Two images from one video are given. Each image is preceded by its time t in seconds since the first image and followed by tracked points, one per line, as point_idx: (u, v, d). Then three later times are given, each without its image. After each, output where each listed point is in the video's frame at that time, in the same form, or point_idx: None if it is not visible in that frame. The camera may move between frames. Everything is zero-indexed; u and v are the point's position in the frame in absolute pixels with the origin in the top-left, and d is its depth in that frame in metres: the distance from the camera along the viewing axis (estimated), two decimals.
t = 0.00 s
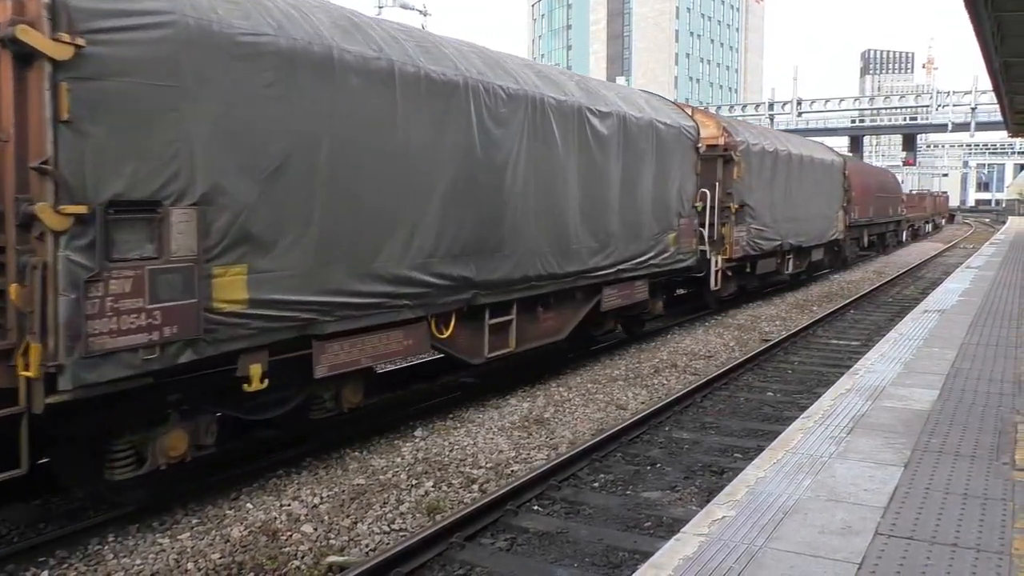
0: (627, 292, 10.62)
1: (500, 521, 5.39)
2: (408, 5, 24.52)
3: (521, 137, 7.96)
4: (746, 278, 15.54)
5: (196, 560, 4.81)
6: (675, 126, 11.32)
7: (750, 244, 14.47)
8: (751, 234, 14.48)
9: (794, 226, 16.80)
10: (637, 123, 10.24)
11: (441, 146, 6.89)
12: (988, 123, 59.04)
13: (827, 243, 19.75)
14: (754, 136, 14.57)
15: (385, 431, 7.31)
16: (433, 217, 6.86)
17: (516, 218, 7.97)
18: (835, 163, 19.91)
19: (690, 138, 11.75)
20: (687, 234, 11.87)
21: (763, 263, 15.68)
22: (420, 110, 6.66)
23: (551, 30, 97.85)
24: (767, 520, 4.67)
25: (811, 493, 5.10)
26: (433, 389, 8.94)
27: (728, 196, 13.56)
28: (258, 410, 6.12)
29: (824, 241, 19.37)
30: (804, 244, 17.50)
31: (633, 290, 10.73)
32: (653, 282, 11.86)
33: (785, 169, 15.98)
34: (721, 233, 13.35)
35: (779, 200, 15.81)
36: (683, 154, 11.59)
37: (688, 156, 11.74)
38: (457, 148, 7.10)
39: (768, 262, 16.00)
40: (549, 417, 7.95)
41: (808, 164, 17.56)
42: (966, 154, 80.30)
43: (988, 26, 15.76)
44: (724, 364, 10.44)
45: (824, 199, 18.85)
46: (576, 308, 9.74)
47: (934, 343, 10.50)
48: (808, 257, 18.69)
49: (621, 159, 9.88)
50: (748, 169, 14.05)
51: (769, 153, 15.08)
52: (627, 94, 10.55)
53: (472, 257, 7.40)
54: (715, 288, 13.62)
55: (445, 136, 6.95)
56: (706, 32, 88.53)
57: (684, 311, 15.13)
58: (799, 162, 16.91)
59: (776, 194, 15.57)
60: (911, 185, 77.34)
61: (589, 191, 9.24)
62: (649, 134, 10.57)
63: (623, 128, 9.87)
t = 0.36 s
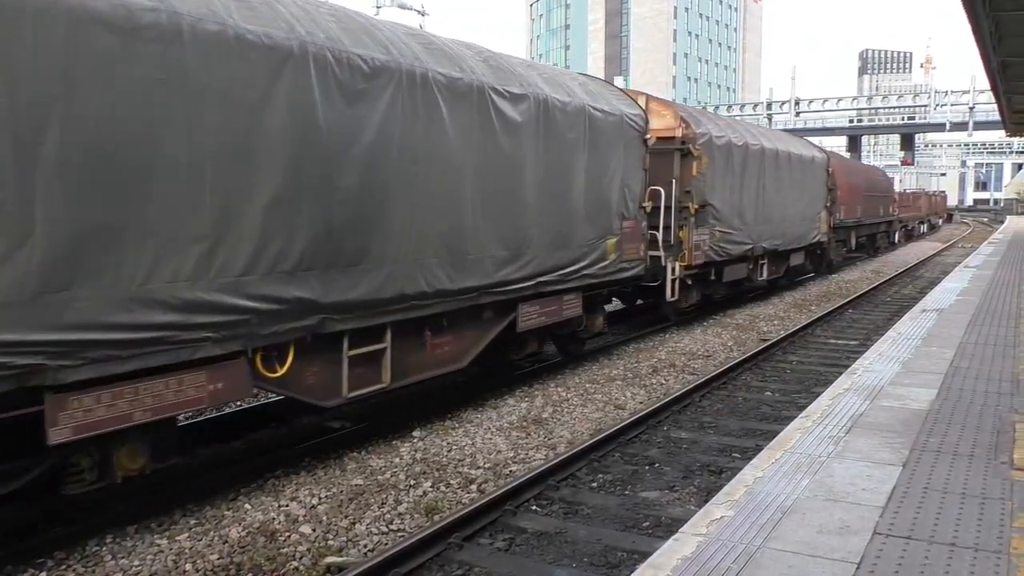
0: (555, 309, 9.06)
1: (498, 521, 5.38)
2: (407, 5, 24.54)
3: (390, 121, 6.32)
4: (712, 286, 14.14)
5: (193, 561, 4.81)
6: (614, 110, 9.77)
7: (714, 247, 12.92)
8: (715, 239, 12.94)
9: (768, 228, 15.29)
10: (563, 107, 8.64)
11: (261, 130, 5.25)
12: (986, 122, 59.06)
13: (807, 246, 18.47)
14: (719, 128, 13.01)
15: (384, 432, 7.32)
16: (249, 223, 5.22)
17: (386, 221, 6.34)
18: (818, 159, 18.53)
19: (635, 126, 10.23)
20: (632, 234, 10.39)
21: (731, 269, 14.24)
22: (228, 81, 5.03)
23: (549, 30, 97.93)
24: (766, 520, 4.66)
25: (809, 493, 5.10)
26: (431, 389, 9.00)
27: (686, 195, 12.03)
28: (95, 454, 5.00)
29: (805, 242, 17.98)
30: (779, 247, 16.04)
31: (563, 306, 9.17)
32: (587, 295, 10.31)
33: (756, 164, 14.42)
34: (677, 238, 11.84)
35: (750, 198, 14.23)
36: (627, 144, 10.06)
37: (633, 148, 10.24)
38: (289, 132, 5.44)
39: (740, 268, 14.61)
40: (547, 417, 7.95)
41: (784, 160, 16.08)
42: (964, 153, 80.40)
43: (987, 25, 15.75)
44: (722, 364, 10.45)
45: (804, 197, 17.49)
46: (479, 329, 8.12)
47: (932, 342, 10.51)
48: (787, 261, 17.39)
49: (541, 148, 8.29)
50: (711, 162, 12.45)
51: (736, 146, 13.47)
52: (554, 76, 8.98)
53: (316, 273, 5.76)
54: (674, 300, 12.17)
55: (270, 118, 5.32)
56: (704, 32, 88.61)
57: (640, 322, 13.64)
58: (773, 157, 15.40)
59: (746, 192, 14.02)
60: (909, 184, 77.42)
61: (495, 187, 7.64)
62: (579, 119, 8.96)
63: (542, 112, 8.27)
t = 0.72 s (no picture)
0: (446, 335, 7.42)
1: (494, 522, 5.38)
2: (404, 5, 24.53)
3: (207, 103, 4.94)
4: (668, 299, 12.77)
5: (189, 562, 4.80)
6: (531, 92, 8.30)
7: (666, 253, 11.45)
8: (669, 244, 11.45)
9: (730, 231, 13.81)
10: (457, 86, 7.12)
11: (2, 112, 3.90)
12: (981, 122, 59.17)
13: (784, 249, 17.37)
14: (672, 119, 11.67)
15: (380, 432, 7.31)
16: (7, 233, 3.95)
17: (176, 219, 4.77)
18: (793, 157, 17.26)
19: (555, 113, 8.76)
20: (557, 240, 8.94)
21: (691, 278, 12.84)
22: None
23: (545, 30, 98.00)
24: (761, 520, 4.67)
25: (804, 493, 5.10)
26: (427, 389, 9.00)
27: (630, 193, 10.42)
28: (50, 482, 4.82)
29: (779, 247, 16.57)
30: (746, 253, 14.61)
31: (457, 329, 7.55)
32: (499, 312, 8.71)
33: (716, 160, 12.96)
34: (619, 241, 10.27)
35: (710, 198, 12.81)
36: (543, 134, 8.55)
37: (553, 138, 8.76)
38: (43, 114, 4.09)
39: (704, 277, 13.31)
40: (544, 418, 7.95)
41: (752, 158, 14.64)
42: (959, 154, 80.58)
43: (982, 26, 15.77)
44: (718, 364, 10.46)
45: (776, 198, 16.10)
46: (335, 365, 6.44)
47: (927, 342, 10.53)
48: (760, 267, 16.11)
49: (422, 132, 6.74)
50: (659, 156, 10.97)
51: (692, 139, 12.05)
52: (451, 49, 7.50)
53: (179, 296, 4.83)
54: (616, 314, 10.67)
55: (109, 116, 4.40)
56: (700, 32, 88.71)
57: (583, 338, 12.09)
58: (738, 153, 13.97)
59: (706, 191, 12.61)
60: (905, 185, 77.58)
61: (350, 183, 6.05)
62: (478, 101, 7.41)
63: (425, 90, 6.75)
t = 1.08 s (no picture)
0: (276, 375, 5.76)
1: (489, 523, 5.38)
2: (399, 6, 24.55)
3: None
4: (610, 313, 11.37)
5: (183, 564, 4.79)
6: (407, 67, 6.63)
7: (603, 261, 10.13)
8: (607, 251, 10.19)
9: (686, 236, 12.39)
10: (289, 54, 5.51)
11: None
12: (975, 124, 59.34)
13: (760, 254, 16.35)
14: (614, 109, 10.35)
15: (376, 432, 7.32)
16: None
17: None
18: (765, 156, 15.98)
19: (444, 93, 7.07)
20: (455, 247, 7.30)
21: (640, 290, 11.53)
22: None
23: (541, 32, 98.09)
24: (756, 521, 4.68)
25: (799, 494, 5.12)
26: (422, 390, 9.02)
27: (553, 194, 9.11)
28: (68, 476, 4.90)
29: (748, 253, 15.22)
30: (708, 260, 13.24)
31: (294, 366, 5.88)
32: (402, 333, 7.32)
33: (667, 155, 11.60)
34: (539, 250, 9.01)
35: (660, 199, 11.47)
36: (423, 116, 6.80)
37: (442, 125, 7.06)
38: None
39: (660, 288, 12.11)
40: (539, 419, 7.95)
41: (714, 154, 13.29)
42: (953, 155, 80.84)
43: (975, 28, 15.81)
44: (713, 365, 10.49)
45: (744, 199, 14.76)
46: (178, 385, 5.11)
47: (921, 344, 10.56)
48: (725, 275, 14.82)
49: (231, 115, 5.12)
50: (591, 149, 9.61)
51: (636, 130, 10.68)
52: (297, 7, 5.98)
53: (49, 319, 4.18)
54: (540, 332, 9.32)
55: None
56: (695, 34, 88.81)
57: (506, 360, 10.61)
58: (698, 147, 12.60)
59: (655, 189, 11.25)
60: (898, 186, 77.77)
61: (209, 175, 5.01)
62: (323, 72, 5.78)
63: (234, 54, 5.12)
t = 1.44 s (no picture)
0: None
1: (486, 524, 5.38)
2: (396, 7, 24.56)
3: None
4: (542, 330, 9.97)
5: (179, 565, 4.78)
6: (206, 24, 5.07)
7: (519, 271, 8.59)
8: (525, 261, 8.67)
9: (630, 242, 10.89)
10: None
11: None
12: (970, 126, 59.51)
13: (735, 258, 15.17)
14: (534, 93, 8.85)
15: (371, 433, 7.31)
16: None
17: None
18: (733, 153, 14.49)
19: (273, 61, 5.51)
20: (289, 256, 5.66)
21: (572, 306, 9.94)
22: None
23: (537, 33, 98.14)
24: (752, 521, 4.69)
25: (795, 494, 5.13)
26: (419, 391, 9.02)
27: (446, 193, 7.45)
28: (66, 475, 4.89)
29: (711, 259, 13.75)
30: (658, 268, 11.76)
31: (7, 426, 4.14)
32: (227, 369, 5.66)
33: (604, 148, 10.11)
34: (430, 263, 7.36)
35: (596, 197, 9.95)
36: (232, 85, 5.23)
37: (272, 100, 5.51)
38: None
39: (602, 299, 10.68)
40: (535, 420, 7.95)
41: (666, 148, 11.77)
42: (948, 157, 81.05)
43: (970, 30, 15.85)
44: (709, 366, 10.50)
45: (705, 200, 13.28)
46: (40, 408, 4.32)
47: (917, 345, 10.60)
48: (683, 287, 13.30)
49: None
50: (499, 137, 8.06)
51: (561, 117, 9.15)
52: None
53: None
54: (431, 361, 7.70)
55: None
56: (691, 35, 88.92)
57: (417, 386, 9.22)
58: (643, 139, 11.08)
59: (588, 186, 9.74)
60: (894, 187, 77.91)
61: None
62: (50, 22, 4.19)
63: None
